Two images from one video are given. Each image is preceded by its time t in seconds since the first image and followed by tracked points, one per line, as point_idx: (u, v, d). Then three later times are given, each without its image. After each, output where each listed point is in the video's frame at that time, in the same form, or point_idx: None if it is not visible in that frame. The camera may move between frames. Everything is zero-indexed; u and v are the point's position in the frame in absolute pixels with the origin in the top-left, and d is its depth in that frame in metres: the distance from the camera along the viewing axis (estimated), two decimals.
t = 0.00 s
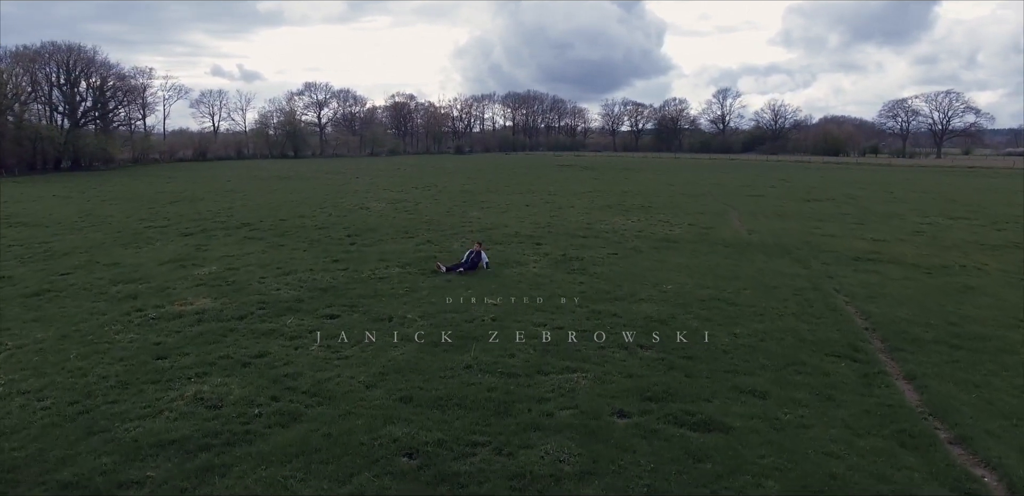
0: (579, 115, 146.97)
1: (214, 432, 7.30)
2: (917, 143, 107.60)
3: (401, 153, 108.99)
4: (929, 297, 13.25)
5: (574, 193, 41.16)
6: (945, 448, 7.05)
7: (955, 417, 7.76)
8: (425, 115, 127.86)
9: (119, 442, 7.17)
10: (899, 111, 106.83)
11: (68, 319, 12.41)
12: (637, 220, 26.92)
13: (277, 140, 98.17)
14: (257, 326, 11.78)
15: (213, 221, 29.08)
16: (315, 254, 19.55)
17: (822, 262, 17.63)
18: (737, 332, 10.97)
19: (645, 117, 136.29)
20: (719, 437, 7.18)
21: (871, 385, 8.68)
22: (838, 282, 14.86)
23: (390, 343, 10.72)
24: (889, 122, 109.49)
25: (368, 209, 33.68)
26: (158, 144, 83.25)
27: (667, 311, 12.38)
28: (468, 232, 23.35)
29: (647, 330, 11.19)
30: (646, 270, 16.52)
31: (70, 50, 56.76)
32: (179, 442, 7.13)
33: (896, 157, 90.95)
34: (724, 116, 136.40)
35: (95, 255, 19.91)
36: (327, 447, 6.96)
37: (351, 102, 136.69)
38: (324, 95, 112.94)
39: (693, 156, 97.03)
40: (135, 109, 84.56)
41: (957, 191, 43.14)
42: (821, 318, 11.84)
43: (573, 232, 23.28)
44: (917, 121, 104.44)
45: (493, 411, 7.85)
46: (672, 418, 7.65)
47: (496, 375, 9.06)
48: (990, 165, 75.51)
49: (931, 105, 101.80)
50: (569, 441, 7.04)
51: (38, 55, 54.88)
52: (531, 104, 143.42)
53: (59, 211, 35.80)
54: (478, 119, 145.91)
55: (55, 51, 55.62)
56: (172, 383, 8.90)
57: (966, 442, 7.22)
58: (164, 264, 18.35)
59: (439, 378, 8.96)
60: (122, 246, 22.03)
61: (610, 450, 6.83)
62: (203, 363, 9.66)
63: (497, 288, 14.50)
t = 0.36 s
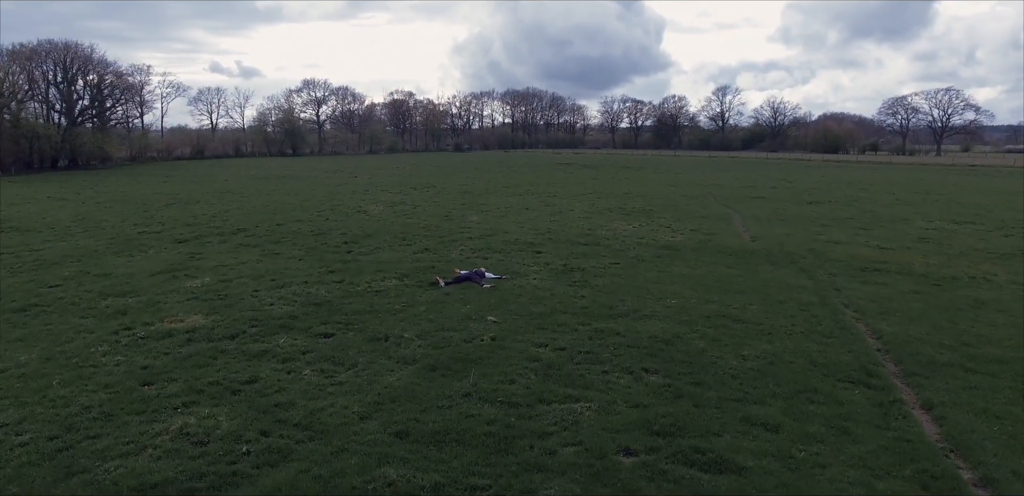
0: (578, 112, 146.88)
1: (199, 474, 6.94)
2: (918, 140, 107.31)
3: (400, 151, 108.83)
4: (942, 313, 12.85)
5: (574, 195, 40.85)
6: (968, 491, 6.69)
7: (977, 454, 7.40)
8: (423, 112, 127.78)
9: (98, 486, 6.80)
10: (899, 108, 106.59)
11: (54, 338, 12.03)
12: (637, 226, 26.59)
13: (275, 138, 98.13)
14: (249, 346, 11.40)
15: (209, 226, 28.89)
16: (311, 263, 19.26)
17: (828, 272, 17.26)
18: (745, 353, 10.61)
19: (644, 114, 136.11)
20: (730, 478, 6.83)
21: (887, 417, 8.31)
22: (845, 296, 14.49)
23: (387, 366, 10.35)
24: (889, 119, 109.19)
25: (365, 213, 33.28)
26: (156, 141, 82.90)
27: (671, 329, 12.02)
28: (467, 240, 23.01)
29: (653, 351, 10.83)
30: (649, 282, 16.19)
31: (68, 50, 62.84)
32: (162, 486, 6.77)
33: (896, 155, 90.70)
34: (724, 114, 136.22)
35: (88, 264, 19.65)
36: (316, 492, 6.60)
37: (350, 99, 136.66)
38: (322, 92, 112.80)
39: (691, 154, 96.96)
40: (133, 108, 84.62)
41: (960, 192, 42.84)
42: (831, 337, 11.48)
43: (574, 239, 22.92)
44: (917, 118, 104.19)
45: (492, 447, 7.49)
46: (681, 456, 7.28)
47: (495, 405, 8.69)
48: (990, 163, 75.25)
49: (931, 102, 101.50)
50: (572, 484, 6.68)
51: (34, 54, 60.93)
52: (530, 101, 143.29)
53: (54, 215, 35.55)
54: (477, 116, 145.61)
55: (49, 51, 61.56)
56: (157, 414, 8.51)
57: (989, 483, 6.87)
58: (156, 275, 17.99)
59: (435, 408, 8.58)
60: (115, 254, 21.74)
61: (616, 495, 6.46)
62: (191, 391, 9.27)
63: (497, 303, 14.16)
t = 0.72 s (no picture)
0: (577, 107, 146.57)
1: None
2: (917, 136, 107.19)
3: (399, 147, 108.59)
4: (945, 328, 12.82)
5: (573, 196, 40.77)
6: None
7: (981, 486, 7.37)
8: (422, 107, 127.47)
9: None
10: (899, 104, 106.41)
11: (51, 355, 11.93)
12: (637, 230, 26.54)
13: (274, 133, 97.82)
14: (248, 365, 11.32)
15: (207, 230, 28.80)
16: (310, 272, 19.19)
17: (829, 282, 17.21)
18: (747, 373, 10.55)
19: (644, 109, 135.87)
20: None
21: (892, 444, 8.26)
22: (847, 309, 14.46)
23: (387, 388, 10.27)
24: (889, 114, 109.04)
25: (364, 217, 33.21)
26: (155, 138, 82.53)
27: (673, 346, 11.95)
28: (467, 247, 22.96)
29: (656, 370, 10.77)
30: (650, 293, 16.14)
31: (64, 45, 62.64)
32: None
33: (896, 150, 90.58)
34: (723, 108, 135.96)
35: (86, 273, 19.56)
36: None
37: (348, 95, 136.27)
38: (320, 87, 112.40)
39: (692, 149, 96.75)
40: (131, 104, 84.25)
41: (959, 192, 42.84)
42: (834, 355, 11.41)
43: (574, 245, 22.87)
44: (917, 113, 104.03)
45: (494, 480, 7.43)
46: (684, 490, 7.22)
47: (497, 432, 8.63)
48: (990, 160, 75.22)
49: (931, 98, 101.38)
50: None
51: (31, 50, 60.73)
52: (529, 95, 143.00)
53: (51, 217, 35.42)
54: (476, 111, 145.22)
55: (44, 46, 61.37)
56: (155, 441, 8.43)
57: None
58: (154, 284, 17.90)
59: (437, 435, 8.52)
60: (113, 261, 21.65)
61: None
62: (190, 415, 9.19)
63: (498, 317, 14.09)
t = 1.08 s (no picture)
0: (577, 98, 146.20)
1: None
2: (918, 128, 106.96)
3: (399, 139, 108.37)
4: (945, 344, 12.90)
5: (573, 196, 40.83)
6: None
7: None
8: (422, 100, 127.17)
9: None
10: (899, 96, 106.15)
11: (56, 373, 12.03)
12: (637, 234, 26.63)
13: (273, 126, 97.63)
14: (253, 385, 11.41)
15: (209, 233, 28.89)
16: (312, 280, 19.30)
17: (829, 292, 17.29)
18: (749, 394, 10.64)
19: (644, 101, 135.56)
20: None
21: (891, 472, 8.37)
22: (847, 322, 14.55)
23: (391, 410, 10.36)
24: (890, 107, 108.76)
25: (365, 219, 33.27)
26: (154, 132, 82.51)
27: (675, 364, 12.04)
28: (468, 253, 23.04)
29: (656, 391, 10.86)
30: (650, 305, 16.26)
31: (62, 39, 63.01)
32: None
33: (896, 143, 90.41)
34: (723, 100, 135.67)
35: (89, 281, 19.65)
36: None
37: (347, 87, 135.91)
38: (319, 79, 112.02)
39: (691, 142, 96.70)
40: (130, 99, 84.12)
41: (959, 190, 42.87)
42: (834, 374, 11.49)
43: (574, 252, 22.95)
44: (917, 106, 103.79)
45: None
46: None
47: (501, 460, 8.73)
48: (991, 153, 75.18)
49: (932, 90, 101.05)
50: None
51: (29, 44, 61.15)
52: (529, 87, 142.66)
53: (53, 219, 35.51)
54: (475, 103, 144.94)
55: (43, 40, 61.74)
56: (163, 470, 8.54)
57: None
58: (156, 294, 18.02)
59: (441, 463, 8.63)
60: (116, 268, 21.73)
61: None
62: (197, 441, 9.29)
63: (500, 331, 14.20)
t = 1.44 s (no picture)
0: (576, 86, 145.65)
1: None
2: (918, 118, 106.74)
3: (398, 129, 108.13)
4: (941, 362, 13.10)
5: (573, 195, 40.91)
6: None
7: None
8: (421, 89, 126.72)
9: None
10: (900, 86, 105.83)
11: (66, 393, 12.23)
12: (638, 238, 26.77)
13: (273, 116, 97.31)
14: (261, 406, 11.61)
15: (211, 236, 29.04)
16: (316, 290, 19.48)
17: (828, 304, 17.47)
18: (748, 417, 10.85)
19: (644, 90, 135.10)
20: None
21: None
22: (846, 338, 14.73)
23: (397, 433, 10.56)
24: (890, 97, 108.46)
25: (366, 220, 33.42)
26: (153, 123, 82.19)
27: (675, 384, 12.23)
28: (470, 259, 23.21)
29: (657, 413, 11.07)
30: (651, 317, 16.44)
31: (60, 31, 62.97)
32: None
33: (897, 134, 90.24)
34: (724, 90, 135.23)
35: (94, 291, 19.83)
36: None
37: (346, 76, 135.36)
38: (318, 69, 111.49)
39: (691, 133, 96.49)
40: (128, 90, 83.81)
41: (959, 187, 42.95)
42: (832, 395, 11.70)
43: (575, 258, 23.11)
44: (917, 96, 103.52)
45: None
46: None
47: (506, 490, 8.95)
48: (990, 145, 75.13)
49: (932, 81, 100.73)
50: None
51: (27, 35, 61.12)
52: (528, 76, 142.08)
53: (55, 219, 35.68)
54: (475, 92, 144.42)
55: (41, 31, 61.70)
56: None
57: None
58: (161, 305, 18.20)
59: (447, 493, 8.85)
60: (120, 276, 21.92)
61: None
62: (207, 469, 9.50)
63: (503, 347, 14.38)
